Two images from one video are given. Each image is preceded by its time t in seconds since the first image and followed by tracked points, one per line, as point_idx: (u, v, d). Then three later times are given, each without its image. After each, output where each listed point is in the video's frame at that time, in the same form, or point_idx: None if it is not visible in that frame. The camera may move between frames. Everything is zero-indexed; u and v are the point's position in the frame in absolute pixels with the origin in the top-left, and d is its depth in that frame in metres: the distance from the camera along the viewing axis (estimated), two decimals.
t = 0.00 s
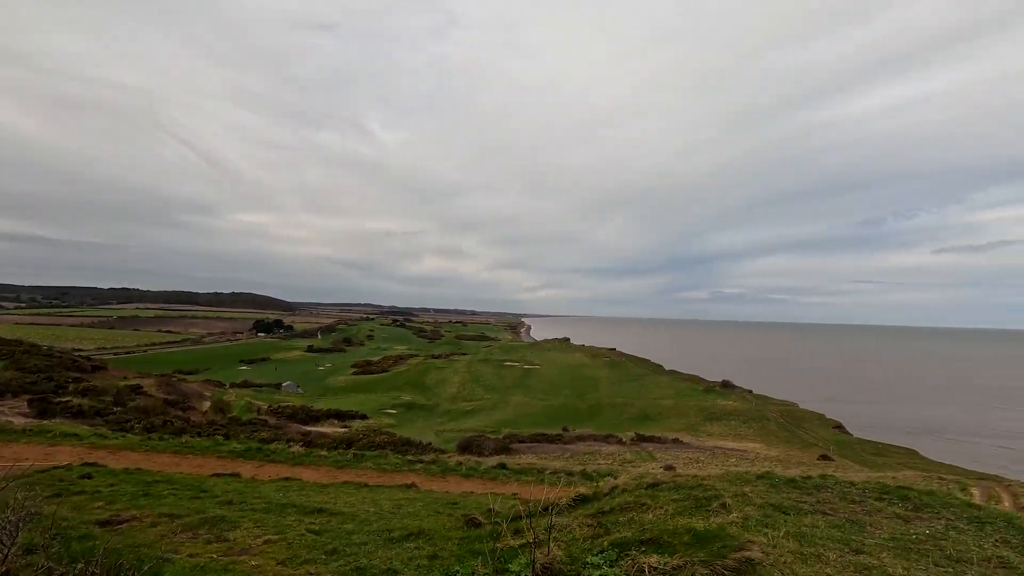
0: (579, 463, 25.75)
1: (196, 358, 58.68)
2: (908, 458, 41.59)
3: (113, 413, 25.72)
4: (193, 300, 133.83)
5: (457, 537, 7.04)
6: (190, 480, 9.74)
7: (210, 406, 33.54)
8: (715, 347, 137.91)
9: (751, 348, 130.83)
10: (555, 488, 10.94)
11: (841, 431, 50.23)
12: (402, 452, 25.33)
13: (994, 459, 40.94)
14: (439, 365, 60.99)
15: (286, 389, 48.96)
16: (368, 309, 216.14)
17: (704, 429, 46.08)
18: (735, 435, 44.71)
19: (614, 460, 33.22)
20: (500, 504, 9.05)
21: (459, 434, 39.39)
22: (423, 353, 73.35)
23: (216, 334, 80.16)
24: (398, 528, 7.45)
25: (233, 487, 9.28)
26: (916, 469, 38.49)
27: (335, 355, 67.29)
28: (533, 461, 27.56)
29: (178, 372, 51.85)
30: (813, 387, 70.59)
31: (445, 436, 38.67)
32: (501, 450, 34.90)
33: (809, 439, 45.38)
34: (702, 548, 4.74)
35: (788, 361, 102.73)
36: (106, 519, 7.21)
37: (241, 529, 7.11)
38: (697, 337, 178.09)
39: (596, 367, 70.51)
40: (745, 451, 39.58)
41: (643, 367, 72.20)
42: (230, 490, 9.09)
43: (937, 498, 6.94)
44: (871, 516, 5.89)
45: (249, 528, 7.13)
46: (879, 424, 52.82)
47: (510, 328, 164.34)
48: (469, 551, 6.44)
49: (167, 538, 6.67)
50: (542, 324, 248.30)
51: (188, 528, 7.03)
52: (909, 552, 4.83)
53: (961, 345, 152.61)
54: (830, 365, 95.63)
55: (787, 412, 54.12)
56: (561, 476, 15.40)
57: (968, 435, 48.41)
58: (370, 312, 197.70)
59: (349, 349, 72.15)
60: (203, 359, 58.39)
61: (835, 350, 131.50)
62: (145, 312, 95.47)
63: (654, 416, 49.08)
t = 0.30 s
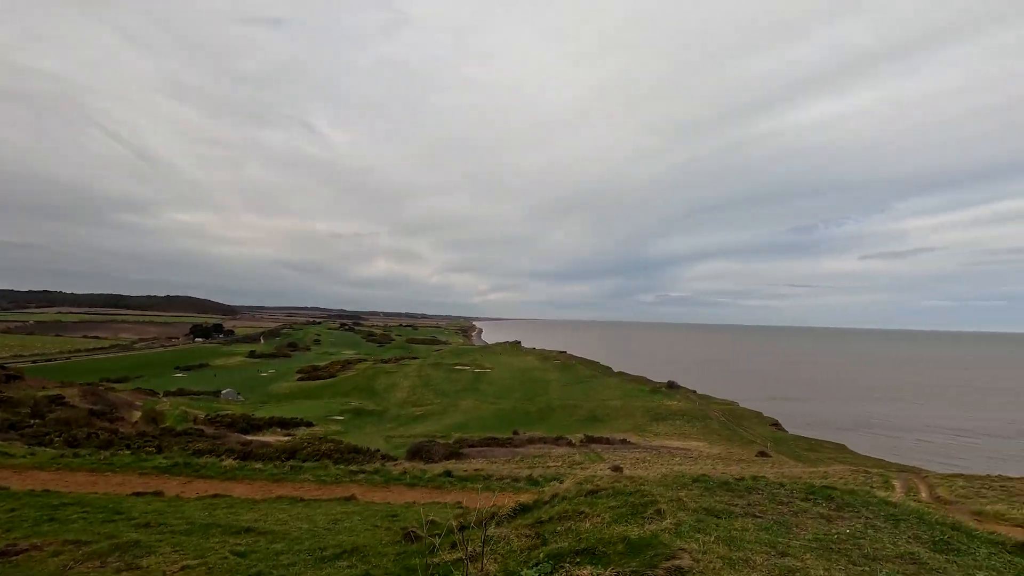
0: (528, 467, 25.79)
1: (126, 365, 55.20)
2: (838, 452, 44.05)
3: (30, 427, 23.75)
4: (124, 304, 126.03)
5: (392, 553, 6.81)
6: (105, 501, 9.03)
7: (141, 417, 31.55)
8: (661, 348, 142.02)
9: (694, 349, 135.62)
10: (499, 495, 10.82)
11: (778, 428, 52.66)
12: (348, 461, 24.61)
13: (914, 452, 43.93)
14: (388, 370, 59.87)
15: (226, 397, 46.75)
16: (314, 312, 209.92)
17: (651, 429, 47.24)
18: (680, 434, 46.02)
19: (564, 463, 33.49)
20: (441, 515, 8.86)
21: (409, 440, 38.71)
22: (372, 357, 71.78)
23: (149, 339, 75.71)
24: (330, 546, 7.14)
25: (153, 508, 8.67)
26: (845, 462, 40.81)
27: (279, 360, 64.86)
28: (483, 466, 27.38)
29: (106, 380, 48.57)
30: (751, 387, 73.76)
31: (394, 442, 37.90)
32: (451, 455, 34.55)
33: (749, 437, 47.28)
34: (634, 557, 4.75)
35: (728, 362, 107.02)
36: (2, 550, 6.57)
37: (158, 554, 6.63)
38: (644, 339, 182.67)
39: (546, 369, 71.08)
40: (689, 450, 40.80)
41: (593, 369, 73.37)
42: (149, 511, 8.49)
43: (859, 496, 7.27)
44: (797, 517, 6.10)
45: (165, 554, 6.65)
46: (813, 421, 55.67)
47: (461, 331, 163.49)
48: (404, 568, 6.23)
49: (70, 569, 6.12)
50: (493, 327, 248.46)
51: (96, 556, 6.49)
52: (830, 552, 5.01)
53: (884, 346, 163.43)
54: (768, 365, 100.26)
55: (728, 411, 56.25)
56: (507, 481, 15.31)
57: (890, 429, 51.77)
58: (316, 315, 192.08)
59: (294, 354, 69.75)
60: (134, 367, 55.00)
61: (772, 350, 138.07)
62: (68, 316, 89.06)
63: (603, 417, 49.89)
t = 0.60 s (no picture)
0: (481, 468, 25.73)
1: (52, 370, 51.60)
2: (778, 446, 46.13)
3: None
4: (49, 304, 117.84)
5: (330, 562, 6.60)
6: (18, 517, 8.38)
7: (68, 424, 29.52)
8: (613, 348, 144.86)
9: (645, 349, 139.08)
10: (446, 498, 10.71)
11: (723, 424, 54.64)
12: (296, 466, 23.84)
13: (847, 444, 46.52)
14: (340, 372, 58.46)
15: (165, 402, 44.46)
16: (261, 313, 202.71)
17: (603, 427, 48.06)
18: (631, 431, 47.02)
19: (517, 463, 33.60)
20: (385, 520, 8.68)
21: (360, 443, 37.89)
22: (322, 359, 69.92)
23: (79, 342, 71.10)
24: (266, 557, 6.86)
25: (72, 523, 8.10)
26: (784, 456, 42.77)
27: (223, 363, 62.18)
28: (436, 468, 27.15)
29: (29, 386, 45.24)
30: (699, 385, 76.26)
31: (344, 446, 37.01)
32: (403, 457, 34.03)
33: (696, 433, 48.81)
34: (574, 556, 4.78)
35: (677, 360, 110.28)
36: None
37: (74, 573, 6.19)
38: (597, 339, 185.73)
39: (500, 370, 71.17)
40: (639, 447, 41.72)
41: (546, 369, 73.97)
42: (68, 526, 7.93)
43: (791, 488, 7.59)
44: (732, 512, 6.31)
45: (83, 573, 6.22)
46: (755, 417, 58.07)
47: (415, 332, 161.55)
48: None
49: None
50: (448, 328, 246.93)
51: None
52: (761, 545, 5.20)
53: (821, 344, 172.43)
54: (714, 364, 103.91)
55: (676, 409, 57.91)
56: (456, 483, 15.19)
57: (826, 423, 54.65)
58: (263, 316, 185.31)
59: (239, 356, 67.09)
60: (61, 371, 51.48)
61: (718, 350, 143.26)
62: None
63: (556, 417, 50.38)
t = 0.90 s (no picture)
0: (443, 468, 25.64)
1: None
2: (735, 443, 47.53)
3: None
4: None
5: (275, 569, 6.41)
6: None
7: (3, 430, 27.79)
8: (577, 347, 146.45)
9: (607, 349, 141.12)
10: (401, 499, 10.57)
11: (682, 422, 55.90)
12: (251, 472, 23.12)
13: (799, 440, 48.35)
14: (299, 373, 57.09)
15: (112, 406, 42.43)
16: (217, 313, 196.09)
17: (566, 426, 48.47)
18: (593, 430, 47.55)
19: (480, 463, 33.52)
20: (337, 523, 8.49)
21: (320, 446, 37.07)
22: (281, 360, 68.09)
23: (17, 343, 67.12)
24: (207, 565, 6.61)
25: None
26: (740, 452, 44.09)
27: (175, 365, 59.79)
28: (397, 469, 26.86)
29: None
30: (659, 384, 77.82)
31: (303, 449, 36.15)
32: (365, 460, 33.48)
33: (657, 431, 49.76)
34: (520, 555, 4.78)
35: (639, 360, 112.27)
36: None
37: None
38: (561, 339, 187.22)
39: (465, 370, 70.88)
40: (601, 445, 42.25)
41: (511, 369, 74.07)
42: None
43: (737, 482, 7.81)
44: (680, 507, 6.43)
45: None
46: (713, 415, 59.63)
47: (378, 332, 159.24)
48: None
49: None
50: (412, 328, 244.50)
51: None
52: (704, 539, 5.33)
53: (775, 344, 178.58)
54: (675, 363, 106.28)
55: (638, 407, 58.90)
56: (414, 485, 15.00)
57: (779, 420, 56.66)
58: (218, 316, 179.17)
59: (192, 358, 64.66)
60: None
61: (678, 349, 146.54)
62: None
63: (520, 416, 50.51)
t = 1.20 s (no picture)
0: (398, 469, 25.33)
1: None
2: (687, 438, 48.88)
3: None
4: None
5: None
6: None
7: None
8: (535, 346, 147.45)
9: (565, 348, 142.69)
10: (344, 503, 10.33)
11: (637, 418, 57.09)
12: (195, 478, 22.18)
13: (746, 434, 50.20)
14: (249, 373, 55.12)
15: (43, 410, 39.87)
16: (161, 312, 186.95)
17: (523, 424, 48.68)
18: (551, 428, 47.91)
19: (436, 464, 33.24)
20: (273, 530, 8.25)
21: (270, 449, 35.92)
22: (229, 361, 65.58)
23: None
24: None
25: None
26: (692, 447, 45.39)
27: (113, 366, 56.68)
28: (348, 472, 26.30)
29: None
30: (615, 382, 79.23)
31: (252, 453, 34.94)
32: (317, 462, 32.66)
33: (612, 428, 50.60)
34: (453, 557, 4.76)
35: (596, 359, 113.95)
36: None
37: None
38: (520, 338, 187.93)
39: (422, 369, 70.16)
40: (558, 443, 42.63)
41: (468, 369, 73.80)
42: None
43: (675, 477, 8.05)
44: (617, 505, 6.55)
45: None
46: (667, 411, 61.17)
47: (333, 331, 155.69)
48: None
49: None
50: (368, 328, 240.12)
51: None
52: (636, 535, 5.45)
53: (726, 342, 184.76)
54: (630, 362, 108.35)
55: (594, 405, 59.77)
56: (362, 487, 14.69)
57: (729, 415, 58.65)
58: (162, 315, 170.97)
59: (133, 359, 61.47)
60: None
61: (633, 348, 149.61)
62: None
63: (478, 416, 50.42)
